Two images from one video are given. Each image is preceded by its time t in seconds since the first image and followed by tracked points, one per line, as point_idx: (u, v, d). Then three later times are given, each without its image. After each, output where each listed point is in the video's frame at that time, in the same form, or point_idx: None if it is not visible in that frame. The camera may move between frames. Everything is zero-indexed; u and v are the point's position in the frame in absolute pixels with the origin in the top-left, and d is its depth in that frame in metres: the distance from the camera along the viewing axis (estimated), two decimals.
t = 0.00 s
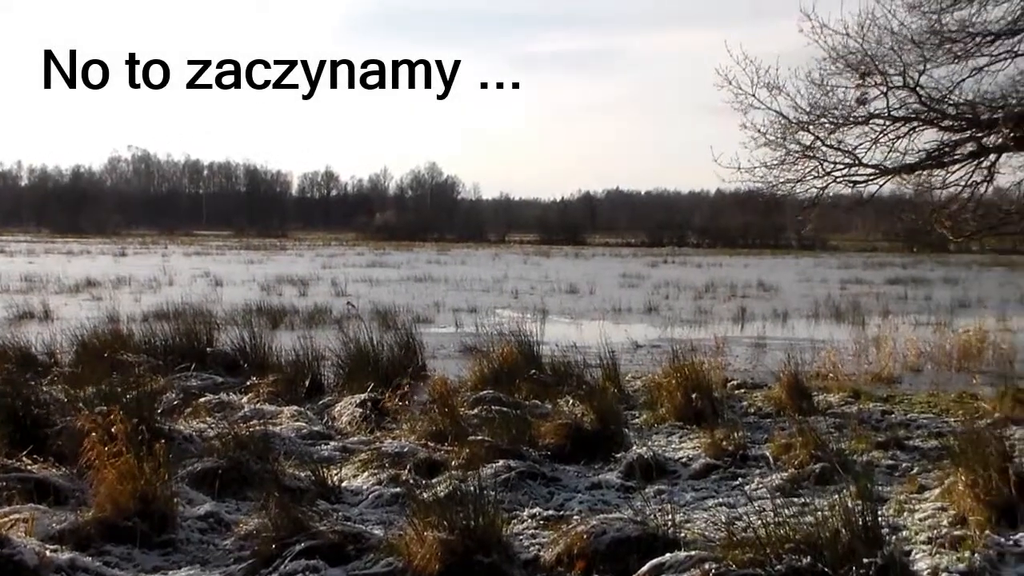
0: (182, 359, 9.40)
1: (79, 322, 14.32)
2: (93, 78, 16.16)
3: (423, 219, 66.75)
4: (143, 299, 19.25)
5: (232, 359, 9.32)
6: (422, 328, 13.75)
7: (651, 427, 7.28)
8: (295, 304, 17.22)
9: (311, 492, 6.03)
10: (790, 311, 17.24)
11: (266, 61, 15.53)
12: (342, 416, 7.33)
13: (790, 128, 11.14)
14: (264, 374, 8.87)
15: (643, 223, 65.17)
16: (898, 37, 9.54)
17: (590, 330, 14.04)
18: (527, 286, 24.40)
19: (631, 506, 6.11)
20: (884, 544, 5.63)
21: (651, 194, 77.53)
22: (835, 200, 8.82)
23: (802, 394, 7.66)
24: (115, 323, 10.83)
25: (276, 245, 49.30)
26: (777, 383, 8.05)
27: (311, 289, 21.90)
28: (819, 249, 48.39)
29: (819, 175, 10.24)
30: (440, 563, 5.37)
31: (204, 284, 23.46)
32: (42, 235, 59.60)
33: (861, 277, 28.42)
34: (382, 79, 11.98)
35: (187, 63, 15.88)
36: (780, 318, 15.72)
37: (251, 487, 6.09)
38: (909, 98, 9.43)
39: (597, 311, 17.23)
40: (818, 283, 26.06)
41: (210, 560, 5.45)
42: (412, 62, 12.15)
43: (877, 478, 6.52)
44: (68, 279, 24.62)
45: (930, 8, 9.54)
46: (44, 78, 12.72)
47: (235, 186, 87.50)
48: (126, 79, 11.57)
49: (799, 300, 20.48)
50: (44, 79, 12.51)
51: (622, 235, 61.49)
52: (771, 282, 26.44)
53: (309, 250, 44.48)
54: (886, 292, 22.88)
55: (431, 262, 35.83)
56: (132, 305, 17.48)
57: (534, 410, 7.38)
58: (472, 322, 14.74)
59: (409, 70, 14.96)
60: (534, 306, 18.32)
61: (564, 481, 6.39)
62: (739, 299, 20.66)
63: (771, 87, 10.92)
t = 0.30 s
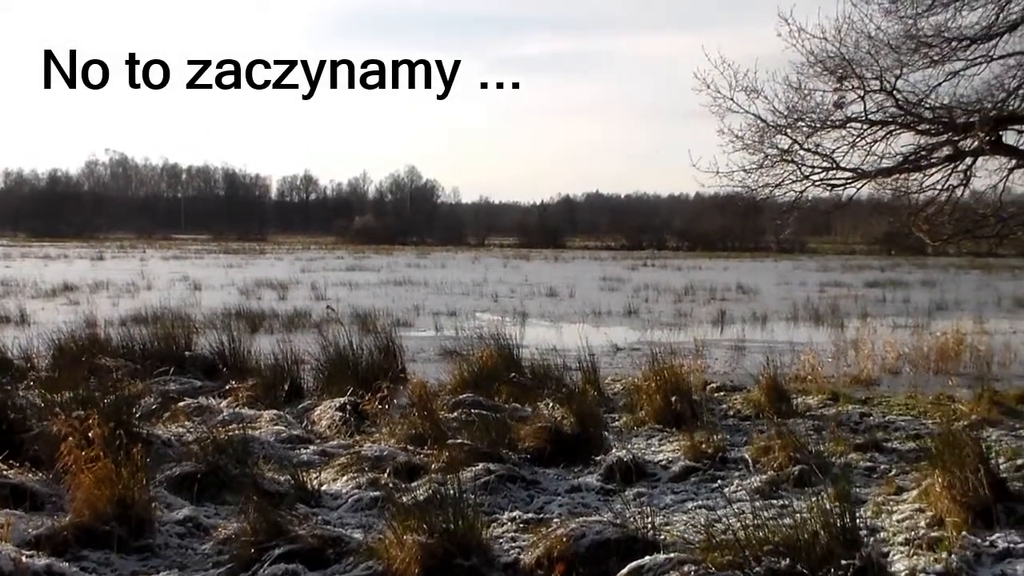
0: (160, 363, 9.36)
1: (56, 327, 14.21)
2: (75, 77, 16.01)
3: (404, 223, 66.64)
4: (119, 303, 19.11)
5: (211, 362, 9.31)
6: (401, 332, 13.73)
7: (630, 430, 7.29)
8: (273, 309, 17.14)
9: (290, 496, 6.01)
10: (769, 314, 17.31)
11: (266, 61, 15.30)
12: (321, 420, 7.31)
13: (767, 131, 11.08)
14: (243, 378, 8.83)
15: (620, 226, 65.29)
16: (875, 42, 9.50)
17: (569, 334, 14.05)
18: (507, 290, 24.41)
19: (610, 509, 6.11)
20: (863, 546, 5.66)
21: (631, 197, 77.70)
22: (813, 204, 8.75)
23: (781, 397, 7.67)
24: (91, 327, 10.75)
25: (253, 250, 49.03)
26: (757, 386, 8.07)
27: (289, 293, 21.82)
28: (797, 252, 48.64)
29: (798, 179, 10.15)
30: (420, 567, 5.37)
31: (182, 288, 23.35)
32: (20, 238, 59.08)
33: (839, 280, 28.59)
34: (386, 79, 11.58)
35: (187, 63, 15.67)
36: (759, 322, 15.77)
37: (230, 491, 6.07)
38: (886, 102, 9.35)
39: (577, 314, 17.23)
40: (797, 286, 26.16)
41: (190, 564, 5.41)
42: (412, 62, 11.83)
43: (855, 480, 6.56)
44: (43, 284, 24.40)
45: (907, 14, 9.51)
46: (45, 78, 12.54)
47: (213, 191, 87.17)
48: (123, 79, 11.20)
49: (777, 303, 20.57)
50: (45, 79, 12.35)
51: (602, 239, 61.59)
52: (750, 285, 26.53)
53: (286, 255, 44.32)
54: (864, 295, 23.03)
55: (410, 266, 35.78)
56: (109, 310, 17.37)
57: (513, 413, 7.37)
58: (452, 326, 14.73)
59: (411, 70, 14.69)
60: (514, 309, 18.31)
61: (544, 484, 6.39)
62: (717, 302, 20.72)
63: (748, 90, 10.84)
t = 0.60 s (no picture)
0: (129, 365, 9.36)
1: (25, 329, 14.13)
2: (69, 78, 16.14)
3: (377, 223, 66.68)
4: (88, 305, 19.02)
5: (180, 364, 9.32)
6: (372, 333, 13.76)
7: (601, 431, 7.31)
8: (243, 310, 17.12)
9: (260, 498, 5.98)
10: (739, 315, 17.42)
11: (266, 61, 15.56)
12: (291, 421, 7.30)
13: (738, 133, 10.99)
14: (213, 379, 8.82)
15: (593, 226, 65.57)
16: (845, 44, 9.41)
17: (541, 335, 14.10)
18: (479, 291, 24.47)
19: (580, 509, 6.12)
20: (831, 546, 5.70)
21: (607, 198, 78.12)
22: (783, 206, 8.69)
23: (751, 398, 7.71)
24: (59, 328, 10.72)
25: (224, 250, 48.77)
26: (727, 387, 8.11)
27: (260, 295, 21.79)
28: (768, 254, 49.05)
29: (768, 181, 10.08)
30: (389, 569, 5.36)
31: (152, 290, 23.31)
32: None
33: (809, 281, 28.86)
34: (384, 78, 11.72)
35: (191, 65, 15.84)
36: (730, 322, 15.88)
37: (199, 493, 6.03)
38: (856, 104, 9.30)
39: (549, 315, 17.29)
40: (768, 287, 26.39)
41: (157, 566, 5.36)
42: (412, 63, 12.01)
43: (824, 479, 6.60)
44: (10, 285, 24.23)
45: (877, 16, 9.43)
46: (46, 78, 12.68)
47: (186, 193, 86.91)
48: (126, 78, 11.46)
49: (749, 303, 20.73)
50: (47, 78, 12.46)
51: (576, 240, 61.87)
52: (720, 286, 26.69)
53: (255, 256, 44.18)
54: (834, 296, 23.26)
55: (383, 267, 35.78)
56: (79, 311, 17.33)
57: (484, 414, 7.37)
58: (424, 327, 14.77)
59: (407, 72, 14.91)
60: (486, 310, 18.38)
61: (515, 485, 6.40)
62: (689, 303, 20.85)
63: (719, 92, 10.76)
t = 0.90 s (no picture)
0: (99, 367, 9.46)
1: None
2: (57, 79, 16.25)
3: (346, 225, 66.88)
4: (58, 307, 18.93)
5: (152, 366, 9.42)
6: (345, 334, 13.81)
7: (574, 432, 7.32)
8: (215, 311, 17.10)
9: (231, 501, 5.95)
10: (712, 316, 17.52)
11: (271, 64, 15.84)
12: (264, 424, 7.28)
13: (709, 136, 10.79)
14: (184, 382, 8.81)
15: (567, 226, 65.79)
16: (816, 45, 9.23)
17: (514, 336, 14.15)
18: (452, 292, 24.55)
19: (554, 512, 6.12)
20: (802, 547, 5.73)
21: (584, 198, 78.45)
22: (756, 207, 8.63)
23: (723, 399, 7.74)
24: (27, 330, 10.69)
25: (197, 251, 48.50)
26: (700, 388, 8.14)
27: (233, 296, 21.76)
28: (740, 254, 49.40)
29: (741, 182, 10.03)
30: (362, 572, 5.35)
31: (123, 291, 23.27)
32: None
33: (781, 282, 29.09)
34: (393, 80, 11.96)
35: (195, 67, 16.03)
36: (703, 324, 15.96)
37: (170, 496, 6.01)
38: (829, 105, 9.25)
39: (523, 317, 17.35)
40: (740, 288, 26.60)
41: (127, 570, 5.32)
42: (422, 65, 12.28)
43: (795, 481, 6.63)
44: None
45: (848, 17, 9.26)
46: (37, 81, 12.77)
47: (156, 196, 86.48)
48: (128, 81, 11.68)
49: (722, 304, 20.85)
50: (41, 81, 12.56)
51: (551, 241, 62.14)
52: (693, 287, 26.84)
53: (228, 257, 44.03)
54: (807, 297, 23.46)
55: (353, 268, 35.83)
56: (49, 314, 17.26)
57: (457, 416, 7.37)
58: (396, 328, 14.83)
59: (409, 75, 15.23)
60: (459, 311, 18.43)
61: (488, 487, 6.40)
62: (662, 304, 20.97)
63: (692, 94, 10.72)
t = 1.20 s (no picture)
0: (73, 371, 9.48)
1: None
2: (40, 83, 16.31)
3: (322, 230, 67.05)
4: (31, 311, 18.84)
5: (125, 370, 9.44)
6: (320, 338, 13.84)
7: (549, 436, 7.34)
8: (190, 316, 17.08)
9: (204, 505, 5.93)
10: (687, 320, 17.61)
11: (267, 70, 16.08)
12: (237, 427, 7.27)
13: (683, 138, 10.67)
14: (157, 387, 8.80)
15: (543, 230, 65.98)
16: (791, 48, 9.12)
17: (490, 340, 14.21)
18: (427, 295, 24.61)
19: (528, 515, 6.13)
20: (775, 550, 5.76)
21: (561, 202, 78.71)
22: (730, 211, 8.62)
23: (697, 402, 7.77)
24: None
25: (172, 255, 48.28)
26: (674, 391, 8.17)
27: (208, 300, 21.73)
28: (716, 258, 49.67)
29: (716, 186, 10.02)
30: None
31: (96, 295, 23.17)
32: None
33: (756, 285, 29.29)
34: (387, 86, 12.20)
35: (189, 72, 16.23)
36: (678, 327, 16.02)
37: (142, 501, 5.99)
38: (803, 109, 9.24)
39: (499, 320, 17.41)
40: (716, 291, 26.78)
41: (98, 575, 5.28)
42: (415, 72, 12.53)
43: (769, 484, 6.65)
44: None
45: (822, 20, 9.16)
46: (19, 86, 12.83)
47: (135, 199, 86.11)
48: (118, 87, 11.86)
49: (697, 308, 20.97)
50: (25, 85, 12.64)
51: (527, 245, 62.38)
52: (669, 291, 27.01)
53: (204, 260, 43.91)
54: (781, 300, 23.65)
55: (329, 272, 35.83)
56: (21, 317, 17.18)
57: (432, 419, 7.37)
58: (371, 332, 14.88)
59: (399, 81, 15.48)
60: (435, 315, 18.47)
61: (462, 490, 6.40)
62: (639, 307, 21.07)
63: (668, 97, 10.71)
